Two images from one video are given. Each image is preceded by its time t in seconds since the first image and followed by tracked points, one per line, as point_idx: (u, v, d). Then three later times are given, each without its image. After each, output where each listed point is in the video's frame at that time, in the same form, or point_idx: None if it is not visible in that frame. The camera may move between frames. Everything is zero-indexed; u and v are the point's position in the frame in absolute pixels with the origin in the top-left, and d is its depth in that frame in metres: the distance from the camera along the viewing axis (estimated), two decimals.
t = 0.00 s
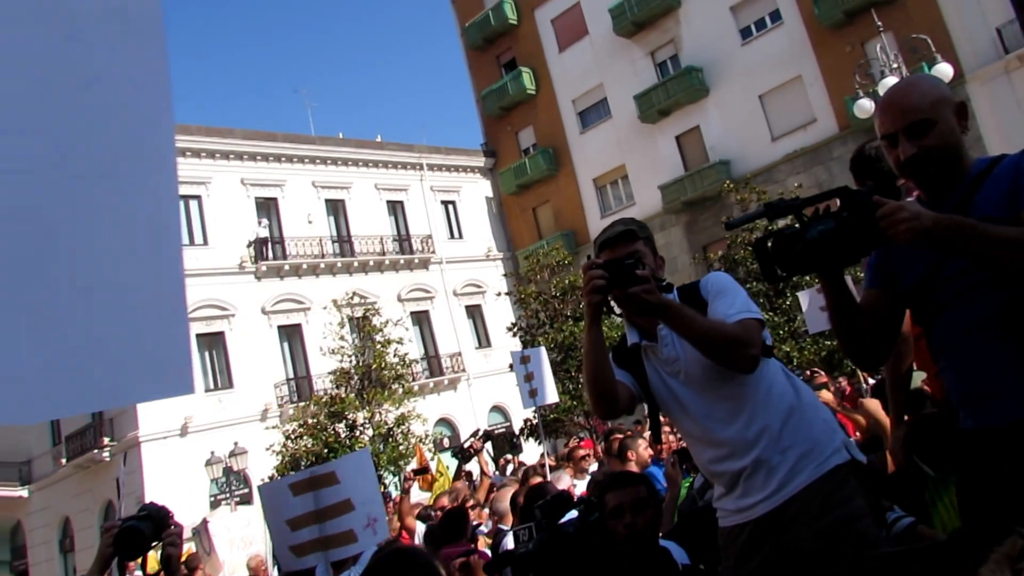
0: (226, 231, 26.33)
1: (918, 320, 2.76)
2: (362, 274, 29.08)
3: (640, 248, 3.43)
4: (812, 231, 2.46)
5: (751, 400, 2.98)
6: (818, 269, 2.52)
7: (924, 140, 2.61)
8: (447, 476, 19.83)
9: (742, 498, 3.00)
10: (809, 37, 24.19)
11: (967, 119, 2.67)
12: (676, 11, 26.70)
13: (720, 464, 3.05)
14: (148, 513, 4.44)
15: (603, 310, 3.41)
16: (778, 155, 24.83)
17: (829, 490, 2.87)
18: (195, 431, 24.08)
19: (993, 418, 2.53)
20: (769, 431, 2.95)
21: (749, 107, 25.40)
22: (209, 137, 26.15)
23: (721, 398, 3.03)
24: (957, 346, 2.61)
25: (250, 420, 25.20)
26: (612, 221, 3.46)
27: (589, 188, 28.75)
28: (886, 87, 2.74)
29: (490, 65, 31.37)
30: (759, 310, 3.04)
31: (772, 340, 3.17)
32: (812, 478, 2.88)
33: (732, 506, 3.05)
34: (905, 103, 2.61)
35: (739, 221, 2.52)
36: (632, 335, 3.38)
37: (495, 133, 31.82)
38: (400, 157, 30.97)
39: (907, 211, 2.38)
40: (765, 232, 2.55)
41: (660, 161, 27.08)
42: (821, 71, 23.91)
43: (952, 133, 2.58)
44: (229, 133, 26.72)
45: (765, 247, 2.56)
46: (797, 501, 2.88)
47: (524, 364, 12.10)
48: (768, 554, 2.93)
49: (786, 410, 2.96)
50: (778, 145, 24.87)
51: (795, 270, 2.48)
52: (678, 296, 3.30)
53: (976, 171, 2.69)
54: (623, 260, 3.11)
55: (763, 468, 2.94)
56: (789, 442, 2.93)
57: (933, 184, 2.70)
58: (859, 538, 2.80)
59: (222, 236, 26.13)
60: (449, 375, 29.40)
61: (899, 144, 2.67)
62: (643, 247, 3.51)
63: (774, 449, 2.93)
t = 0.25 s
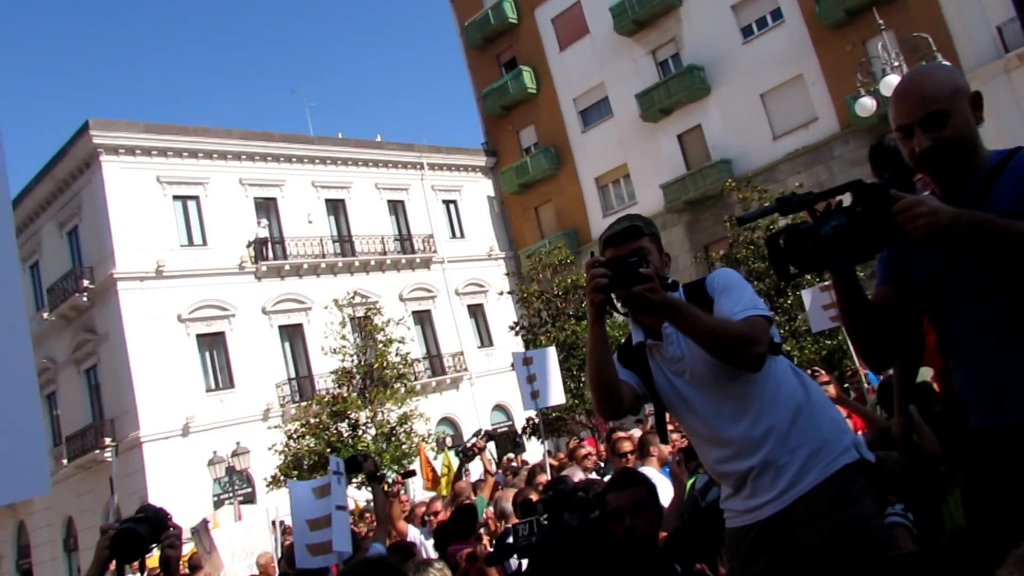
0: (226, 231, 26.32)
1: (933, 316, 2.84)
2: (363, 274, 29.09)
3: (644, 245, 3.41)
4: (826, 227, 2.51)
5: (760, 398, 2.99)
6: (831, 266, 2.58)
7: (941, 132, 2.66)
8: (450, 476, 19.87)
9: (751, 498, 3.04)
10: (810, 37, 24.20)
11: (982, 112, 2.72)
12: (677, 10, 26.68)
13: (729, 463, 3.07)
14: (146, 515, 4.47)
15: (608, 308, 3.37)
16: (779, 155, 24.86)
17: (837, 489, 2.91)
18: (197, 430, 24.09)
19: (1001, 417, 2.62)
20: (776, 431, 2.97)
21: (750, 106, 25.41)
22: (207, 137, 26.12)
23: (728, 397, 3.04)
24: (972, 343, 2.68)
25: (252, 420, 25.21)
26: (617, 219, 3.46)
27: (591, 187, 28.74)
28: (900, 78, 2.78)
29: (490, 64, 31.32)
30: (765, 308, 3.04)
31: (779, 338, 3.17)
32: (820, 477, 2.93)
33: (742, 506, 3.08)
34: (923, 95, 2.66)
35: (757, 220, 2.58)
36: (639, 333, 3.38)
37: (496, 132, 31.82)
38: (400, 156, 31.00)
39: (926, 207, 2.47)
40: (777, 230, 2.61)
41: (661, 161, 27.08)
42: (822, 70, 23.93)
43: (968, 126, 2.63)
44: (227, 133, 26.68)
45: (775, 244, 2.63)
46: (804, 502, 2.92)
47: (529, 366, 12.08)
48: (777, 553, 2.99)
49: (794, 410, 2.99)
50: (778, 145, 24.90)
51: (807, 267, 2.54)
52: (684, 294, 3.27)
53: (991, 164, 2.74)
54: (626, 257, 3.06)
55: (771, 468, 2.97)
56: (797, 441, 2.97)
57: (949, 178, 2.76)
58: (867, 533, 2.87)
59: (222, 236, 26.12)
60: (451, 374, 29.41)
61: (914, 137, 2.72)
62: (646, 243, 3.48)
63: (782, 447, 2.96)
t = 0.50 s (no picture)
0: (226, 231, 26.35)
1: (943, 313, 2.74)
2: (364, 274, 29.13)
3: (645, 246, 3.33)
4: (837, 226, 2.41)
5: (764, 399, 2.87)
6: (840, 264, 2.48)
7: (952, 129, 2.59)
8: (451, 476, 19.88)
9: (757, 501, 2.88)
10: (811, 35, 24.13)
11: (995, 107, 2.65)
12: (678, 9, 26.60)
13: (735, 466, 2.93)
14: (143, 518, 4.40)
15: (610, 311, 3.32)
16: (781, 153, 24.81)
17: (846, 493, 2.74)
18: (199, 431, 24.12)
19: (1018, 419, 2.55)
20: (782, 433, 2.83)
21: (752, 104, 25.36)
22: (206, 137, 26.13)
23: (731, 399, 2.92)
24: (981, 344, 2.62)
25: (254, 420, 25.27)
26: (618, 221, 3.40)
27: (592, 187, 28.71)
28: (909, 75, 2.72)
29: (490, 64, 31.28)
30: (769, 308, 2.93)
31: (784, 339, 3.04)
32: (828, 480, 2.77)
33: (748, 509, 2.93)
34: (934, 90, 2.58)
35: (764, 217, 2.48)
36: (641, 336, 3.30)
37: (496, 131, 31.80)
38: (401, 156, 31.03)
39: (939, 206, 2.42)
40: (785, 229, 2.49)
41: (663, 160, 27.04)
42: (823, 69, 23.87)
43: (980, 122, 2.56)
44: (225, 133, 26.68)
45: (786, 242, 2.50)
46: (811, 506, 2.76)
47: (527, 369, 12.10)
48: (784, 559, 2.82)
49: (800, 411, 2.84)
50: (781, 143, 24.86)
51: (818, 268, 2.43)
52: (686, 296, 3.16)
53: (1005, 159, 2.65)
54: (627, 259, 3.01)
55: (777, 472, 2.83)
56: (803, 443, 2.81)
57: (962, 174, 2.69)
58: (881, 539, 2.66)
59: (221, 236, 26.15)
60: (453, 373, 29.44)
61: (925, 134, 2.65)
62: (648, 244, 3.39)
63: (787, 449, 2.82)
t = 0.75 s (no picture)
0: (226, 232, 26.36)
1: (950, 316, 2.69)
2: (365, 274, 29.16)
3: (646, 245, 3.27)
4: (842, 227, 2.40)
5: (768, 401, 2.85)
6: (845, 266, 2.46)
7: (956, 126, 2.55)
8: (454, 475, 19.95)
9: (763, 503, 2.87)
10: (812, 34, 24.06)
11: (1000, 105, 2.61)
12: (678, 9, 26.52)
13: (739, 469, 2.92)
14: (137, 523, 4.22)
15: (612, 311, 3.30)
16: (783, 152, 24.77)
17: (855, 497, 2.73)
18: (201, 431, 24.13)
19: None
20: (786, 435, 2.81)
21: (753, 104, 25.30)
22: (204, 138, 26.10)
23: (735, 401, 2.90)
24: (986, 346, 2.57)
25: (256, 420, 25.34)
26: (619, 219, 3.35)
27: (594, 186, 28.68)
28: (912, 73, 2.69)
29: (490, 64, 31.19)
30: (774, 309, 2.91)
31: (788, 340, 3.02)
32: (835, 482, 2.75)
33: (752, 513, 2.92)
34: (935, 89, 2.56)
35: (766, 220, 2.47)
36: (642, 337, 3.27)
37: (497, 131, 31.76)
38: (401, 156, 31.04)
39: (946, 206, 2.39)
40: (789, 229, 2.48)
41: (664, 159, 27.00)
42: (825, 68, 23.81)
43: (985, 119, 2.52)
44: (223, 134, 26.65)
45: (789, 242, 2.48)
46: (817, 508, 2.75)
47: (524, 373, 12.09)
48: (791, 564, 2.80)
49: (806, 413, 2.83)
50: (783, 142, 24.81)
51: (822, 269, 2.42)
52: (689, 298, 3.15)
53: (1012, 157, 2.59)
54: (628, 258, 3.03)
55: (783, 474, 2.81)
56: (809, 446, 2.79)
57: (966, 173, 2.65)
58: (902, 546, 2.63)
59: (221, 237, 26.15)
60: (456, 372, 29.47)
61: (929, 133, 2.61)
62: (650, 244, 3.33)
63: (793, 451, 2.80)
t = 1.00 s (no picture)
0: (226, 232, 26.39)
1: (953, 319, 2.64)
2: (366, 274, 29.19)
3: (645, 244, 3.20)
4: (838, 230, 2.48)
5: (772, 403, 2.82)
6: (845, 266, 2.58)
7: (957, 124, 2.51)
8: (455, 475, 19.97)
9: (767, 506, 2.85)
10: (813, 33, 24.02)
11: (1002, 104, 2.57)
12: (678, 8, 26.47)
13: (742, 471, 2.90)
14: (127, 526, 4.20)
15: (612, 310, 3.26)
16: (786, 151, 24.72)
17: (861, 499, 2.73)
18: (202, 431, 24.16)
19: None
20: (790, 438, 2.79)
21: (754, 103, 25.26)
22: (202, 139, 26.12)
23: (737, 402, 2.87)
24: (989, 348, 2.52)
25: (257, 420, 25.38)
26: (618, 217, 3.29)
27: (595, 186, 28.64)
28: (912, 72, 2.66)
29: (489, 64, 31.13)
30: (777, 309, 2.87)
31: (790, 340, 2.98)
32: (840, 484, 2.74)
33: (757, 515, 2.90)
34: (933, 88, 2.54)
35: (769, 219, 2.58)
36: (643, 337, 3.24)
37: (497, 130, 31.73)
38: (401, 156, 31.09)
39: (947, 207, 2.36)
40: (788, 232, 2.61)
41: (666, 159, 26.96)
42: (827, 67, 23.76)
43: (986, 117, 2.48)
44: (221, 135, 26.66)
45: (788, 246, 2.62)
46: (823, 511, 2.73)
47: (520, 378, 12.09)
48: (797, 566, 2.79)
49: (809, 414, 2.80)
50: (785, 141, 24.76)
51: (820, 272, 2.55)
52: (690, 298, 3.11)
53: (1014, 157, 2.54)
54: (626, 258, 3.00)
55: (788, 476, 2.79)
56: (812, 448, 2.77)
57: (967, 172, 2.59)
58: (905, 548, 2.64)
59: (221, 237, 26.19)
60: (458, 372, 29.48)
61: (930, 131, 2.58)
62: (649, 243, 3.26)
63: (796, 454, 2.78)
